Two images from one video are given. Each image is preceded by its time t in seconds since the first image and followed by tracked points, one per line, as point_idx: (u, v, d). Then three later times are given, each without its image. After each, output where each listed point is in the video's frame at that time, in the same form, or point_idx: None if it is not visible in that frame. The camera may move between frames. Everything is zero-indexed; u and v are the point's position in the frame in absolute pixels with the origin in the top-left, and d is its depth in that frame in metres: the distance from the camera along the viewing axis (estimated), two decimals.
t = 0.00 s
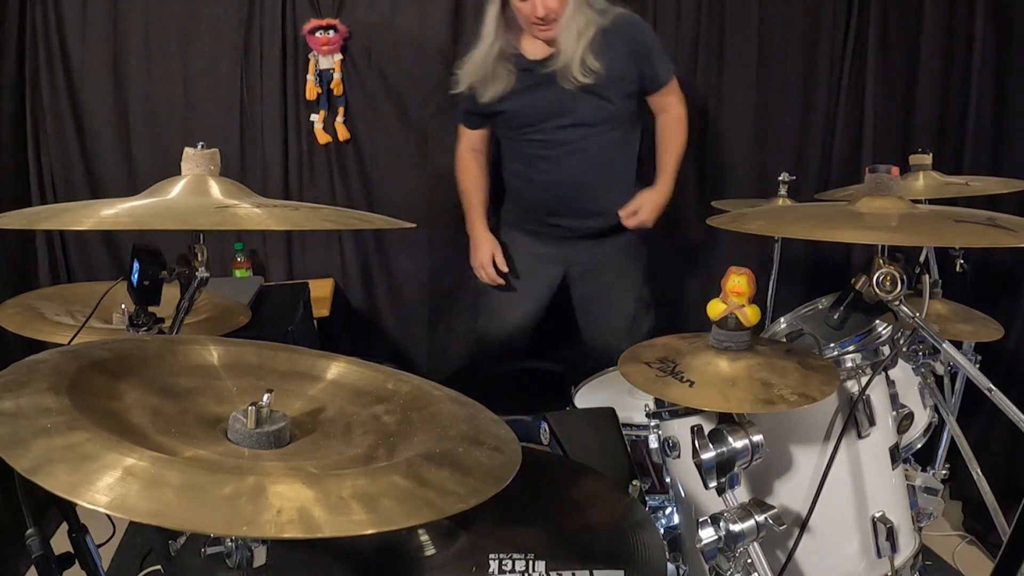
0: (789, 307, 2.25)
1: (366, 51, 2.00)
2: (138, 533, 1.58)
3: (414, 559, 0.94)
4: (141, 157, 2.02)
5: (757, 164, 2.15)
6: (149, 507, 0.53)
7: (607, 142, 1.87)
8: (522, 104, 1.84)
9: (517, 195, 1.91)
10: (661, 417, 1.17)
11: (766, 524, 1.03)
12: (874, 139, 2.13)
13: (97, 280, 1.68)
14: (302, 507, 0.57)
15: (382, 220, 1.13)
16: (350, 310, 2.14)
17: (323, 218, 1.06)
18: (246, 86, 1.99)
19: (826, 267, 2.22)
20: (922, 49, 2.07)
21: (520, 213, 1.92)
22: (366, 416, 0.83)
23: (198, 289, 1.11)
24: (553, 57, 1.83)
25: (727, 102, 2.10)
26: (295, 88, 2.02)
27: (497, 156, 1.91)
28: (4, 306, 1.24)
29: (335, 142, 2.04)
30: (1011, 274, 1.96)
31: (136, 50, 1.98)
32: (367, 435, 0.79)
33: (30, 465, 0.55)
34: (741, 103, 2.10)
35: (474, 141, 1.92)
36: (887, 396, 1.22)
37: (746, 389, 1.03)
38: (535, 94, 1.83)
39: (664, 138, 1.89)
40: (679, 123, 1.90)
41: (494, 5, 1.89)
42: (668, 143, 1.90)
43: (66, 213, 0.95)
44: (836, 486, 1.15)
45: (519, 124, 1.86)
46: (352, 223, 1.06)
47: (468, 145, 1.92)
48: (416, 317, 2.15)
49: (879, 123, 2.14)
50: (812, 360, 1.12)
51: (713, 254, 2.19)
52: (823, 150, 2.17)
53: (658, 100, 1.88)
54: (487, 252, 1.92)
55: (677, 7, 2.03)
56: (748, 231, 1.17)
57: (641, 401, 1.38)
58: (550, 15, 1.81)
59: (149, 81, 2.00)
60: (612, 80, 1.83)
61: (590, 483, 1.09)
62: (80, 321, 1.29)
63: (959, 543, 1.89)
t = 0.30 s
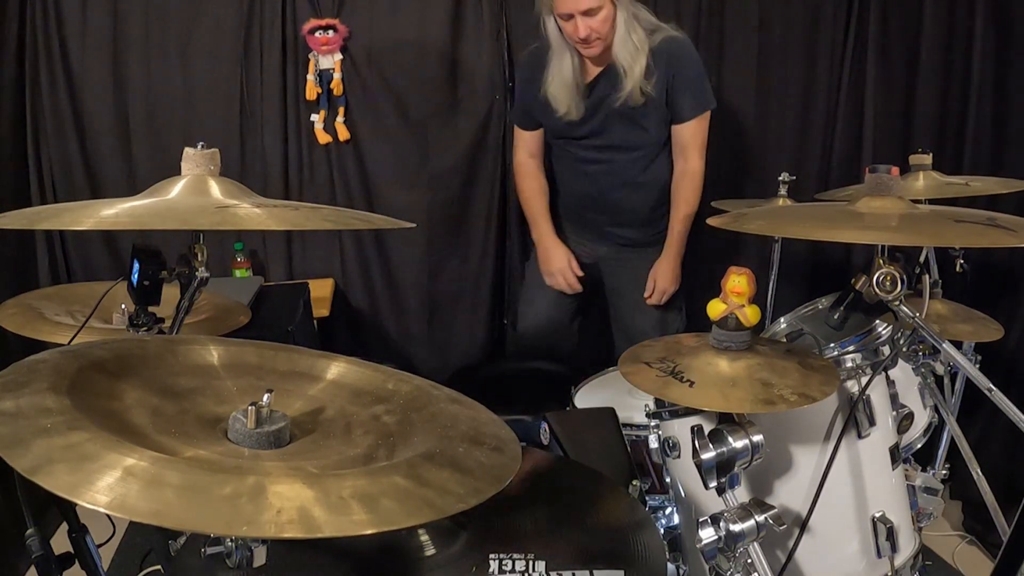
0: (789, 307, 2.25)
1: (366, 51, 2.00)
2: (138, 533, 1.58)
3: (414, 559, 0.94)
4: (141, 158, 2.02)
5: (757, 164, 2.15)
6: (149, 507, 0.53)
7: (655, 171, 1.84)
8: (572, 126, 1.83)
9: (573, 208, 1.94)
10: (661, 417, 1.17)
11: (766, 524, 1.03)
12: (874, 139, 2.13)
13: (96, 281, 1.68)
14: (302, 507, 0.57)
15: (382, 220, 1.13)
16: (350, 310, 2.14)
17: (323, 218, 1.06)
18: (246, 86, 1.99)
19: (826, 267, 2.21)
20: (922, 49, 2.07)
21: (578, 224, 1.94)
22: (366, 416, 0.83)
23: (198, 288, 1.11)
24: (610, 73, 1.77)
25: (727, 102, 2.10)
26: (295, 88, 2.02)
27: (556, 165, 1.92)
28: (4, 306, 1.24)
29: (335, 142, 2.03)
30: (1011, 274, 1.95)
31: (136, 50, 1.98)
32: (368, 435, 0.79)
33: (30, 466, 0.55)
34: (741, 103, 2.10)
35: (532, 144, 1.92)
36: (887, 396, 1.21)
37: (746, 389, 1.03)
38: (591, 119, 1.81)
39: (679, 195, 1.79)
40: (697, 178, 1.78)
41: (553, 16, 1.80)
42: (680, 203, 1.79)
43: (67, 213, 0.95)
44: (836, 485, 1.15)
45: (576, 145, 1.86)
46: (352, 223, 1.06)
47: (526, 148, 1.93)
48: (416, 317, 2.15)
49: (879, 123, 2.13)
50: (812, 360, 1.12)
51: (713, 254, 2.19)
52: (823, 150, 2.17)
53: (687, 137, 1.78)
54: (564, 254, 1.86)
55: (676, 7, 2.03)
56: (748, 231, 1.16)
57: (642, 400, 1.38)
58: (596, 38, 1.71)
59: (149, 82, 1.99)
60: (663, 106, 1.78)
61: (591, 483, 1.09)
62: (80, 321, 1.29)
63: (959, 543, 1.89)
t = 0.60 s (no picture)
0: (789, 306, 2.25)
1: (366, 51, 2.00)
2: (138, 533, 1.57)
3: (414, 559, 0.94)
4: (141, 158, 2.03)
5: (757, 164, 2.15)
6: (149, 507, 0.53)
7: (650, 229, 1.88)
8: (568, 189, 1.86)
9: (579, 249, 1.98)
10: (660, 417, 1.17)
11: (766, 524, 1.03)
12: (874, 139, 2.13)
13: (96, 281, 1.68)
14: (302, 507, 0.57)
15: (382, 220, 1.13)
16: (350, 310, 2.14)
17: (322, 218, 1.06)
18: (246, 86, 1.99)
19: (826, 267, 2.22)
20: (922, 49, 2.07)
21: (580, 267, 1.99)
22: (366, 416, 0.83)
23: (199, 288, 1.11)
24: (604, 142, 1.76)
25: (727, 102, 2.10)
26: (295, 89, 2.02)
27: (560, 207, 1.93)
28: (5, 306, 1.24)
29: (335, 142, 2.03)
30: (1011, 274, 1.95)
31: (136, 51, 1.98)
32: (368, 435, 0.79)
33: (30, 466, 0.55)
34: (742, 103, 2.10)
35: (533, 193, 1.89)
36: (887, 397, 1.21)
37: (746, 389, 1.03)
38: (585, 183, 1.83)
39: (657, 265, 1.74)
40: (676, 248, 1.73)
41: (542, 88, 1.78)
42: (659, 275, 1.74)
43: (67, 213, 0.95)
44: (837, 485, 1.15)
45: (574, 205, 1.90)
46: (351, 223, 1.06)
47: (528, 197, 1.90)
48: (416, 317, 2.15)
49: (880, 123, 2.13)
50: (812, 360, 1.12)
51: (713, 254, 2.19)
52: (823, 150, 2.17)
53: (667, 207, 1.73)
54: (548, 315, 1.82)
55: (677, 6, 2.02)
56: (748, 231, 1.16)
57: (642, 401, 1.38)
58: (588, 115, 1.69)
59: (149, 83, 2.00)
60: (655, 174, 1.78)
61: (591, 483, 1.09)
62: (80, 321, 1.29)
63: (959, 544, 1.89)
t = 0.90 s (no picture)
0: (788, 306, 2.25)
1: (366, 51, 2.00)
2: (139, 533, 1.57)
3: (414, 559, 0.94)
4: (141, 158, 2.03)
5: (757, 164, 2.15)
6: (150, 507, 0.53)
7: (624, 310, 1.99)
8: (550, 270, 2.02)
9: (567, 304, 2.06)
10: (661, 417, 1.18)
11: (766, 524, 1.03)
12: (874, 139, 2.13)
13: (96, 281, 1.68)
14: (303, 507, 0.57)
15: (381, 220, 1.13)
16: (350, 311, 2.14)
17: (321, 218, 1.06)
18: (246, 86, 1.99)
19: (825, 267, 2.22)
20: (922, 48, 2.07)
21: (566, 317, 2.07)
22: (366, 415, 0.83)
23: (198, 289, 1.11)
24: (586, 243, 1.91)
25: (727, 102, 2.10)
26: (295, 89, 2.02)
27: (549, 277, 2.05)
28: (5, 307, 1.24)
29: (335, 142, 2.03)
30: (1011, 274, 1.96)
31: (136, 52, 1.98)
32: (368, 435, 0.79)
33: (31, 466, 0.55)
34: (742, 103, 2.10)
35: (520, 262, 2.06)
36: (887, 397, 1.21)
37: (746, 389, 1.03)
38: (577, 273, 1.99)
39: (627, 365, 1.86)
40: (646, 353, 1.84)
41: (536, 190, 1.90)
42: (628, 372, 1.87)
43: (66, 213, 0.95)
44: (837, 485, 1.15)
45: (568, 288, 2.05)
46: (351, 223, 1.07)
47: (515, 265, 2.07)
48: (416, 318, 2.16)
49: (879, 124, 2.13)
50: (812, 360, 1.12)
51: (713, 254, 2.19)
52: (823, 150, 2.17)
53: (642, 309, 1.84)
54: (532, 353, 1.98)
55: (677, 6, 2.03)
56: (748, 231, 1.16)
57: (641, 401, 1.38)
58: (587, 227, 1.86)
59: (149, 83, 2.00)
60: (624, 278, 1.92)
61: (591, 483, 1.09)
62: (80, 321, 1.29)
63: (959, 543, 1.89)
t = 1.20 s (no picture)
0: (788, 307, 2.25)
1: (366, 51, 2.00)
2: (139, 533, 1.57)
3: (414, 559, 0.94)
4: (141, 159, 2.03)
5: (757, 164, 2.15)
6: (150, 507, 0.53)
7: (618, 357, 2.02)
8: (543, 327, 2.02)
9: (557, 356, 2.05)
10: (661, 417, 1.18)
11: (766, 524, 1.03)
12: (874, 139, 2.13)
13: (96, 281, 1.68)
14: (303, 507, 0.57)
15: (381, 220, 1.13)
16: (350, 311, 2.14)
17: (321, 218, 1.06)
18: (246, 87, 1.99)
19: (825, 267, 2.22)
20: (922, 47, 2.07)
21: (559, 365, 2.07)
22: (366, 415, 0.83)
23: (198, 289, 1.11)
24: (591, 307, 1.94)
25: (727, 102, 2.10)
26: (295, 89, 2.02)
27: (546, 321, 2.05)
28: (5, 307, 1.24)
29: (335, 142, 2.03)
30: (1011, 274, 1.95)
31: (136, 52, 1.98)
32: (367, 435, 0.79)
33: (30, 465, 0.55)
34: (741, 103, 2.11)
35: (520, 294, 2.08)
36: (887, 398, 1.21)
37: (745, 389, 1.03)
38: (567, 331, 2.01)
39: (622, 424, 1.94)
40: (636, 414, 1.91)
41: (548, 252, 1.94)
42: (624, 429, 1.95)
43: (66, 213, 0.95)
44: (837, 485, 1.15)
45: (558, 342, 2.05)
46: (350, 224, 1.07)
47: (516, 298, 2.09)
48: (416, 318, 2.16)
49: (879, 123, 2.13)
50: (812, 360, 1.12)
51: (713, 255, 2.19)
52: (824, 150, 2.17)
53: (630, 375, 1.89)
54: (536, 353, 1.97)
55: (677, 6, 2.03)
56: (748, 231, 1.16)
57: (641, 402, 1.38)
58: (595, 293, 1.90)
59: (149, 84, 2.00)
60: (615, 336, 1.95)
61: (591, 484, 1.09)
62: (80, 321, 1.29)
63: (959, 544, 1.89)
